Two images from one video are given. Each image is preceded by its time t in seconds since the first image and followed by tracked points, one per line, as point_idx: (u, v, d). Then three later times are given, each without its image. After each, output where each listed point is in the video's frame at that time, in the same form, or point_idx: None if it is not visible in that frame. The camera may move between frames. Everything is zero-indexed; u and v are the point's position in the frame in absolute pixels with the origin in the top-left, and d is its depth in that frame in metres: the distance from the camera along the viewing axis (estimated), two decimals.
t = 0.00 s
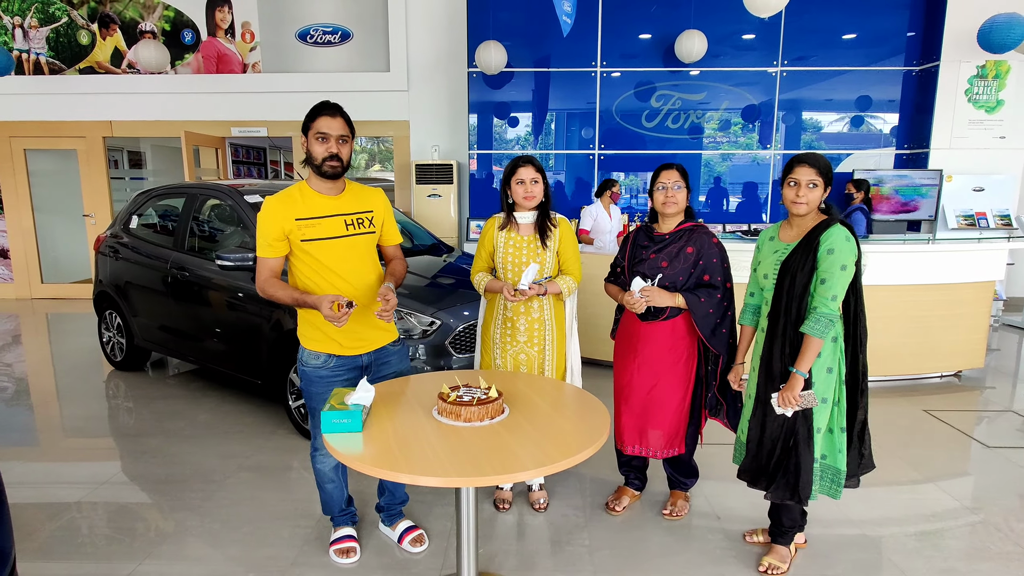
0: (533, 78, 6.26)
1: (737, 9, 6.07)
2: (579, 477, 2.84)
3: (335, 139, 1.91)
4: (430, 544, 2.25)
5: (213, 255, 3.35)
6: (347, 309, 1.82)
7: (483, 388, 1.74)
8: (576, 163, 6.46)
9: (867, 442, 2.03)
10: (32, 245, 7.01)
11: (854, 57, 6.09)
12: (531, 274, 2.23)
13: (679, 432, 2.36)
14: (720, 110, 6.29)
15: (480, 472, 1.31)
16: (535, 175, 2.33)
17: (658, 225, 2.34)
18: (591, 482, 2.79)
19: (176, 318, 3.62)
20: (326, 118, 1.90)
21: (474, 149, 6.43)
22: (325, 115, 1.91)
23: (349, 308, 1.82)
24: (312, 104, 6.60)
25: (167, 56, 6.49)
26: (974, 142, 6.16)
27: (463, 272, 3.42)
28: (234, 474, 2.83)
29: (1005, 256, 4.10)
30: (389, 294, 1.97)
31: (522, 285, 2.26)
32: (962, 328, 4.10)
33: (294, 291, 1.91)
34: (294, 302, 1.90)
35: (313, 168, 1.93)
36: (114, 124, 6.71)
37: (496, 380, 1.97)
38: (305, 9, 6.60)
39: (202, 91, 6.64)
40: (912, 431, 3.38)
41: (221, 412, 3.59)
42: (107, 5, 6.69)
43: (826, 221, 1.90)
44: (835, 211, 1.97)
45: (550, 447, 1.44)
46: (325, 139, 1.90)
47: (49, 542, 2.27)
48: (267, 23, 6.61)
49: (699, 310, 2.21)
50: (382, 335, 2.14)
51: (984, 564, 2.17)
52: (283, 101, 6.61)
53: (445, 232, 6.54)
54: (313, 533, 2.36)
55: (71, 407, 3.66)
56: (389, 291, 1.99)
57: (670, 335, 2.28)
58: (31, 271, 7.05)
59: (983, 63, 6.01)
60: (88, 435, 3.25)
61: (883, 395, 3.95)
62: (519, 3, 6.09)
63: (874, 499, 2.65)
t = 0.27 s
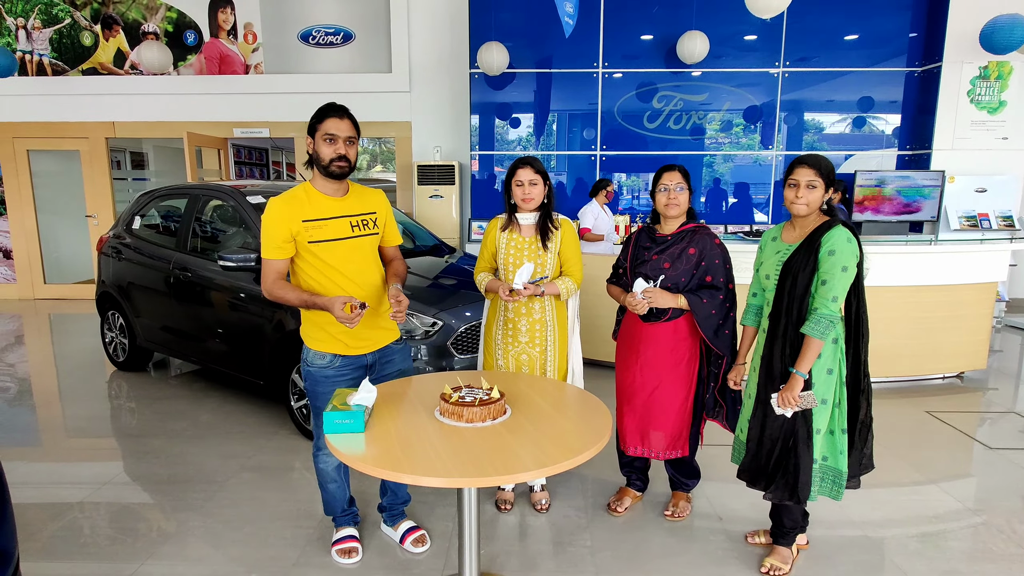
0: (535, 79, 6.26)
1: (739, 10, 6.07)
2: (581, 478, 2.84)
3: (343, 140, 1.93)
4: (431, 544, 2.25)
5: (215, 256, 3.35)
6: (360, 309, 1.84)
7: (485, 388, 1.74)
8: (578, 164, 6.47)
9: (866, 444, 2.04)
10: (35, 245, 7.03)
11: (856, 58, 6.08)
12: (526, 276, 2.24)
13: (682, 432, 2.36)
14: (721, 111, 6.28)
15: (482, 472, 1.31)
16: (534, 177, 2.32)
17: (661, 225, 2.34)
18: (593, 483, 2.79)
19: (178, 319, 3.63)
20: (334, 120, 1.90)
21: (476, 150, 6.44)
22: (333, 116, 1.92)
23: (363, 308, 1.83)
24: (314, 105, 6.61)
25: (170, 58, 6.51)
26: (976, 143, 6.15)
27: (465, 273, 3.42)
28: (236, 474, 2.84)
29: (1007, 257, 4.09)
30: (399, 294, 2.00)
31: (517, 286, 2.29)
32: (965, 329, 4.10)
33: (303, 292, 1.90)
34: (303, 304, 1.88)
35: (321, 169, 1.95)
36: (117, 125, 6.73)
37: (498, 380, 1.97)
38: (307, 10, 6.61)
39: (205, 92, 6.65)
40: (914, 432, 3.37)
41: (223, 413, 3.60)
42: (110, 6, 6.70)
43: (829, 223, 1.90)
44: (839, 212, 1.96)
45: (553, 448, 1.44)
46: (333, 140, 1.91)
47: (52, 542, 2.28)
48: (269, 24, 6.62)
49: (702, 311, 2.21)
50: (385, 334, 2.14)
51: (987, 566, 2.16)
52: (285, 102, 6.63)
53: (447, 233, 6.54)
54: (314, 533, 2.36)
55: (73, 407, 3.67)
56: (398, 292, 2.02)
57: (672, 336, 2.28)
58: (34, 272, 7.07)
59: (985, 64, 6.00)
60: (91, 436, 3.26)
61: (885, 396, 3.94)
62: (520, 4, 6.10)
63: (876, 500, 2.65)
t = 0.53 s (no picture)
0: (536, 79, 6.26)
1: (741, 10, 6.07)
2: (583, 479, 2.84)
3: (352, 140, 1.93)
4: (433, 545, 2.25)
5: (217, 256, 3.36)
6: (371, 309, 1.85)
7: (487, 389, 1.74)
8: (579, 165, 6.47)
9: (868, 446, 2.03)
10: (38, 246, 7.05)
11: (858, 59, 6.07)
12: (525, 276, 2.24)
13: (684, 433, 2.35)
14: (723, 112, 6.28)
15: (483, 472, 1.31)
16: (529, 176, 2.33)
17: (663, 226, 2.35)
18: (595, 484, 2.79)
19: (181, 319, 3.63)
20: (344, 120, 1.90)
21: (478, 150, 6.44)
22: (342, 116, 1.92)
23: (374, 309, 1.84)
24: (316, 105, 6.62)
25: (172, 58, 6.52)
26: (979, 143, 6.14)
27: (467, 273, 3.42)
28: (238, 474, 2.84)
29: (1010, 258, 4.08)
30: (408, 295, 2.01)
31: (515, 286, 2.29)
32: (968, 330, 4.09)
33: (311, 293, 1.90)
34: (312, 305, 1.88)
35: (328, 169, 1.94)
36: (119, 126, 6.75)
37: (499, 381, 1.97)
38: (309, 11, 6.62)
39: (207, 93, 6.66)
40: (917, 433, 3.37)
41: (225, 413, 3.60)
42: (113, 7, 6.71)
43: (829, 223, 1.90)
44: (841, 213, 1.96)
45: (556, 448, 1.44)
46: (343, 140, 1.90)
47: (54, 542, 2.28)
48: (271, 25, 6.62)
49: (704, 311, 2.20)
50: (389, 333, 2.15)
51: (990, 567, 2.16)
52: (287, 102, 6.63)
53: (448, 233, 6.54)
54: (316, 533, 2.37)
55: (76, 407, 3.68)
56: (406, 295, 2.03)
57: (675, 337, 2.28)
58: (37, 272, 7.08)
59: (988, 64, 5.98)
60: (93, 436, 3.27)
61: (888, 398, 3.93)
62: (522, 5, 6.10)
63: (879, 501, 2.64)
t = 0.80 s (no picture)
0: (538, 79, 6.26)
1: (742, 11, 6.06)
2: (584, 479, 2.84)
3: (365, 141, 1.94)
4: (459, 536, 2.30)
5: (218, 257, 3.36)
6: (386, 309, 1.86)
7: (489, 389, 1.74)
8: (581, 165, 6.47)
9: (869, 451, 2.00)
10: (40, 246, 7.06)
11: (860, 59, 6.07)
12: (527, 278, 2.24)
13: (686, 434, 2.35)
14: (725, 112, 6.28)
15: (484, 473, 1.31)
16: (540, 177, 2.32)
17: (664, 227, 2.34)
18: (596, 484, 2.79)
19: (182, 319, 3.64)
20: (357, 120, 1.91)
21: (479, 150, 6.44)
22: (355, 117, 1.92)
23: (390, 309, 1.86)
24: (317, 106, 6.62)
25: (174, 59, 6.53)
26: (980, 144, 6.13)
27: (469, 274, 3.42)
28: (239, 475, 2.84)
29: (1012, 258, 4.07)
30: (419, 298, 2.04)
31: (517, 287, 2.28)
32: (970, 331, 4.08)
33: (324, 293, 1.90)
34: (325, 305, 1.88)
35: (340, 169, 1.94)
36: (121, 126, 6.76)
37: (501, 381, 1.97)
38: (311, 11, 6.62)
39: (209, 94, 6.67)
40: (918, 434, 3.36)
41: (226, 413, 3.61)
42: (115, 8, 6.71)
43: (829, 225, 1.89)
44: (843, 213, 1.95)
45: (556, 448, 1.44)
46: (356, 141, 1.91)
47: (56, 541, 2.29)
48: (273, 26, 6.63)
49: (706, 311, 2.20)
50: (395, 334, 2.16)
51: (992, 568, 2.15)
52: (289, 103, 6.64)
53: (449, 233, 6.55)
54: (318, 534, 2.37)
55: (78, 407, 3.68)
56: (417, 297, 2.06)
57: (676, 337, 2.28)
58: (39, 272, 7.09)
59: (990, 64, 5.96)
60: (95, 436, 3.27)
61: (890, 398, 3.93)
62: (524, 5, 6.10)
63: (881, 502, 2.64)
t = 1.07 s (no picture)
0: (538, 80, 6.27)
1: (743, 11, 6.06)
2: (585, 479, 2.84)
3: (393, 143, 1.92)
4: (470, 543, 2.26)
5: (219, 257, 3.36)
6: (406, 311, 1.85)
7: (490, 389, 1.74)
8: (582, 165, 6.47)
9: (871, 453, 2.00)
10: (41, 246, 7.07)
11: (861, 59, 6.07)
12: (532, 279, 2.23)
13: (688, 434, 2.35)
14: (725, 112, 6.28)
15: (484, 473, 1.31)
16: (545, 178, 2.32)
17: (664, 227, 2.34)
18: (597, 485, 2.78)
19: (183, 319, 3.64)
20: (385, 122, 1.90)
21: (480, 150, 6.45)
22: (384, 119, 1.91)
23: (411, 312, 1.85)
24: (318, 106, 6.63)
25: (176, 59, 6.54)
26: (982, 144, 6.12)
27: (469, 274, 3.42)
28: (240, 474, 2.84)
29: (1014, 259, 4.07)
30: (441, 301, 2.01)
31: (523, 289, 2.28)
32: (971, 331, 4.07)
33: (347, 292, 1.90)
34: (348, 303, 1.88)
35: (368, 170, 1.94)
36: (123, 126, 6.77)
37: (502, 381, 1.97)
38: (311, 12, 6.63)
39: (210, 94, 6.68)
40: (920, 434, 3.35)
41: (227, 413, 3.61)
42: (116, 8, 6.72)
43: (832, 225, 1.89)
44: (847, 213, 1.94)
45: (557, 448, 1.44)
46: (384, 142, 1.90)
47: (57, 541, 2.29)
48: (274, 26, 6.63)
49: (707, 311, 2.20)
50: (414, 335, 2.15)
51: (994, 569, 2.15)
52: (290, 103, 6.64)
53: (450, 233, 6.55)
54: (318, 534, 2.37)
55: (79, 407, 3.69)
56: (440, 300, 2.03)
57: (677, 337, 2.28)
58: (40, 272, 7.10)
59: (991, 64, 5.94)
60: (96, 436, 3.27)
61: (891, 399, 3.92)
62: (525, 6, 6.10)
63: (882, 503, 2.63)
